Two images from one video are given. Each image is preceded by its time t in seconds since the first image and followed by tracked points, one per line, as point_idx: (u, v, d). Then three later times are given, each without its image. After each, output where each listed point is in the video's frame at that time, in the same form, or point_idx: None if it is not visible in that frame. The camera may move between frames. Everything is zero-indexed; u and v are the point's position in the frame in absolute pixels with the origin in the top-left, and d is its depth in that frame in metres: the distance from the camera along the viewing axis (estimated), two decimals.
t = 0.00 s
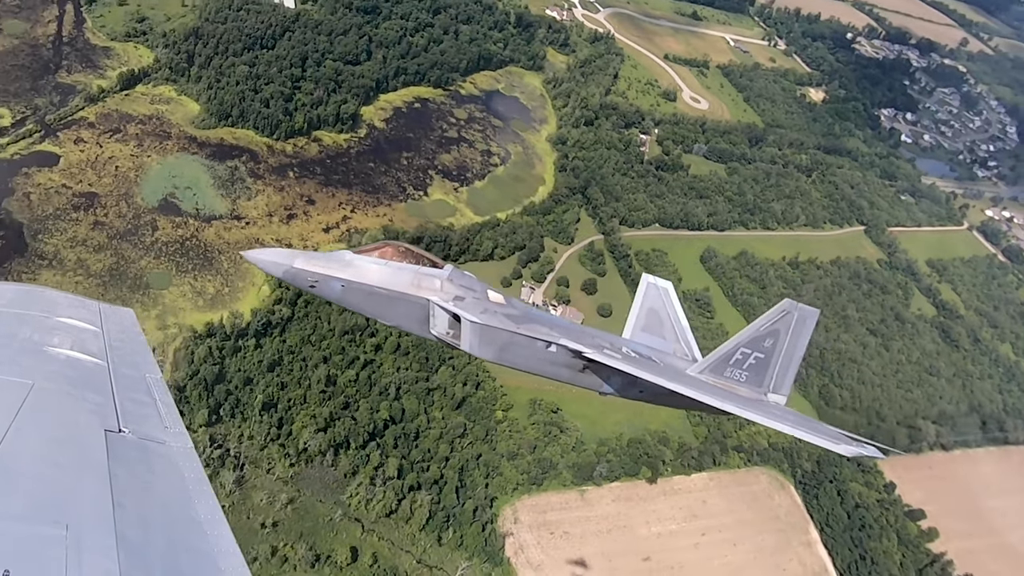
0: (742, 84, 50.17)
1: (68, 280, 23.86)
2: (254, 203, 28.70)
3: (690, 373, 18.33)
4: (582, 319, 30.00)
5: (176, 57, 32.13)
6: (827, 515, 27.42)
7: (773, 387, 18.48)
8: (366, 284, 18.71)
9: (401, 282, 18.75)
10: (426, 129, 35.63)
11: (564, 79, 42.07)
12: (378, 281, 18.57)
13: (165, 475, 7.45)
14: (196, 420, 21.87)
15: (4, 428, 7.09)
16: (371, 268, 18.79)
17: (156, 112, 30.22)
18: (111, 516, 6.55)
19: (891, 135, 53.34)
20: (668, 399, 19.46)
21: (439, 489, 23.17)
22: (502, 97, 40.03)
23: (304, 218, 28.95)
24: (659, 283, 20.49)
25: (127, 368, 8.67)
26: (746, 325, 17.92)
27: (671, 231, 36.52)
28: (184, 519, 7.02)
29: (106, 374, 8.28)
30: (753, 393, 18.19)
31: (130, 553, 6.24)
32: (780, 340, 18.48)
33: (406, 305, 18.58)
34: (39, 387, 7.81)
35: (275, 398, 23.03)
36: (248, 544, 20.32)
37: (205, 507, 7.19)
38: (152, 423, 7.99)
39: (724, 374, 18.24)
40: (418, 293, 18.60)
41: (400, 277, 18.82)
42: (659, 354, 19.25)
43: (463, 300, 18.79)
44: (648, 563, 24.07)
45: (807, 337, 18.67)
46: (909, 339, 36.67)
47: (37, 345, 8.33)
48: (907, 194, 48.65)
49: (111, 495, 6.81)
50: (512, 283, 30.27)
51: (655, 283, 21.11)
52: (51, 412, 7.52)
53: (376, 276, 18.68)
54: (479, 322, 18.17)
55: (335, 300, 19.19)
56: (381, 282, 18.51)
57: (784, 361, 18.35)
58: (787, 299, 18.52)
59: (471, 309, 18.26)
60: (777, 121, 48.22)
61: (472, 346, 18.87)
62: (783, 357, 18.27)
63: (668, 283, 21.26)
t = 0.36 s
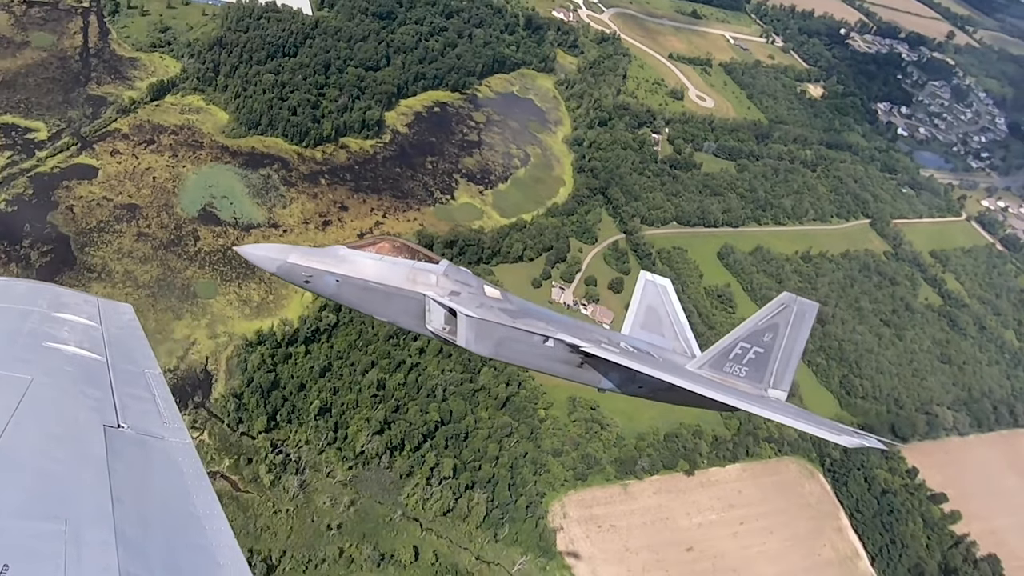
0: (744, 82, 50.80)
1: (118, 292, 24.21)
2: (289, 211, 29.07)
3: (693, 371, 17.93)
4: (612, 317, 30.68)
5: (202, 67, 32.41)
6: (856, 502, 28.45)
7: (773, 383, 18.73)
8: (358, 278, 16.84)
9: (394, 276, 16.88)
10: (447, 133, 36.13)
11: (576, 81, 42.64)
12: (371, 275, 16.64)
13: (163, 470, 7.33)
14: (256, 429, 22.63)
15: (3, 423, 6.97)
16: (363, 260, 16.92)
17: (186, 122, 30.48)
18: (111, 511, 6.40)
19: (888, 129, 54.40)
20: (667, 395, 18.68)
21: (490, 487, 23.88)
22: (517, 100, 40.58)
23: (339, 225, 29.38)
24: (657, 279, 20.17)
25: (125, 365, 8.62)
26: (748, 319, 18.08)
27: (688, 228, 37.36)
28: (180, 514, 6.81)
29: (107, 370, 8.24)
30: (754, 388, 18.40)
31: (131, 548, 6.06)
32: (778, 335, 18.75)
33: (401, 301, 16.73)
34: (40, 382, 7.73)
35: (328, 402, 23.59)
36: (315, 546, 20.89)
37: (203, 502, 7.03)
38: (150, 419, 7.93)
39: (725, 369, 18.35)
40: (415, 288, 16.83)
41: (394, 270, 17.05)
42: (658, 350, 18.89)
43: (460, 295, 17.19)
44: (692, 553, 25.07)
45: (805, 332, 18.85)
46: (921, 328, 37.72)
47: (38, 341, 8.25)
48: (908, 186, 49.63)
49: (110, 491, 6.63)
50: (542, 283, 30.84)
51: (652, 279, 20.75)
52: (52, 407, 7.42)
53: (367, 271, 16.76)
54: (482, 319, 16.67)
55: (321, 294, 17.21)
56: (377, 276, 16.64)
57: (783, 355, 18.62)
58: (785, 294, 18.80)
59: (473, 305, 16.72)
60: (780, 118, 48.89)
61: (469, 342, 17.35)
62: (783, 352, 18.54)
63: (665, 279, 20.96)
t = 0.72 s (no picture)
0: (745, 79, 51.56)
1: (167, 301, 24.60)
2: (323, 217, 29.45)
3: (685, 361, 18.63)
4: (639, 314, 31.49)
5: (227, 74, 32.67)
6: (880, 487, 29.63)
7: (771, 372, 19.57)
8: (354, 270, 17.37)
9: (391, 267, 17.52)
10: (466, 136, 36.68)
11: (587, 81, 43.26)
12: (368, 266, 17.24)
13: (163, 472, 7.01)
14: (311, 433, 23.22)
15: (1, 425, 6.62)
16: (360, 253, 17.50)
17: (216, 130, 30.75)
18: (109, 515, 6.13)
19: (884, 122, 55.48)
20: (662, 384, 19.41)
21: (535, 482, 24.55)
22: (531, 101, 41.13)
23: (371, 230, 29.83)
24: (654, 272, 20.89)
25: (125, 365, 8.17)
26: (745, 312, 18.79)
27: (703, 225, 38.24)
28: (179, 515, 6.57)
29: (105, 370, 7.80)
30: (751, 378, 19.23)
31: (128, 553, 5.82)
32: (774, 326, 19.51)
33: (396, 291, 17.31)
34: (38, 383, 7.32)
35: (376, 405, 24.15)
36: (377, 544, 21.49)
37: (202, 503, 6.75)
38: (150, 421, 7.52)
39: (722, 359, 19.12)
40: (410, 278, 17.43)
41: (389, 262, 17.68)
42: (655, 341, 19.68)
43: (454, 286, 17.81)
44: (729, 540, 25.99)
45: (801, 324, 19.61)
46: (929, 317, 38.83)
47: (34, 341, 7.79)
48: (906, 178, 50.66)
49: (109, 495, 6.36)
50: (569, 283, 31.52)
51: (650, 271, 21.44)
52: (51, 409, 7.06)
53: (365, 262, 17.37)
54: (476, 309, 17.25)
55: (318, 287, 17.65)
56: (373, 267, 17.24)
57: (779, 346, 19.44)
58: (781, 286, 19.54)
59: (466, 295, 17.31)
60: (782, 114, 49.73)
61: (464, 333, 17.90)
62: (779, 342, 19.34)
63: (663, 271, 21.63)
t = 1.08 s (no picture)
0: (746, 76, 52.28)
1: (209, 308, 24.98)
2: (352, 221, 29.83)
3: (681, 353, 18.60)
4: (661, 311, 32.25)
5: (249, 80, 32.91)
6: (899, 473, 30.66)
7: (766, 365, 19.61)
8: (350, 260, 17.91)
9: (386, 258, 18.06)
10: (483, 138, 37.18)
11: (596, 80, 43.80)
12: (362, 257, 17.81)
13: (164, 470, 7.16)
14: (358, 435, 23.75)
15: (4, 423, 6.77)
16: (356, 244, 18.02)
17: (242, 137, 31.01)
18: (112, 512, 6.24)
19: (880, 116, 56.43)
20: (657, 376, 19.48)
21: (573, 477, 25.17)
22: (543, 101, 41.67)
23: (399, 233, 30.26)
24: (652, 263, 21.01)
25: (126, 366, 8.37)
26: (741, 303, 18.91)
27: (716, 221, 39.02)
28: (178, 513, 6.67)
29: (107, 369, 8.00)
30: (746, 370, 19.25)
31: (130, 551, 5.90)
32: (770, 319, 19.62)
33: (390, 282, 17.87)
34: (40, 383, 7.48)
35: (418, 406, 24.68)
36: (428, 541, 22.02)
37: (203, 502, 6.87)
38: (151, 420, 7.71)
39: (717, 351, 19.19)
40: (405, 270, 17.89)
41: (385, 253, 18.11)
42: (651, 332, 19.75)
43: (450, 277, 18.24)
44: (760, 529, 26.77)
45: (796, 317, 19.74)
46: (935, 307, 39.83)
47: (37, 341, 7.97)
48: (904, 171, 51.68)
49: (111, 492, 6.48)
50: (592, 281, 32.05)
51: (649, 262, 21.61)
52: (54, 408, 7.21)
53: (361, 254, 17.94)
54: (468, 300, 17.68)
55: (315, 276, 18.29)
56: (367, 259, 17.76)
57: (775, 338, 19.51)
58: (777, 279, 19.73)
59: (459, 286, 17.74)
60: (783, 109, 50.55)
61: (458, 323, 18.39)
62: (775, 335, 19.42)
63: (662, 263, 21.76)
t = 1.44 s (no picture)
0: (746, 72, 53.24)
1: (254, 313, 25.41)
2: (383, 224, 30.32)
3: (676, 344, 18.29)
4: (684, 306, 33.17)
5: (273, 86, 33.23)
6: (916, 457, 31.88)
7: (759, 355, 19.12)
8: (346, 248, 18.09)
9: (381, 246, 18.19)
10: (501, 138, 37.74)
11: (605, 79, 44.50)
12: (358, 245, 17.99)
13: (166, 470, 6.70)
14: (408, 434, 24.37)
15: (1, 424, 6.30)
16: (352, 232, 18.20)
17: (270, 142, 31.32)
18: (113, 513, 5.80)
19: (874, 108, 57.65)
20: (650, 365, 19.34)
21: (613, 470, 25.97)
22: (555, 101, 42.30)
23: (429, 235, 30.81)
24: (648, 251, 20.59)
25: (127, 365, 7.89)
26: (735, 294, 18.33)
27: (728, 217, 39.96)
28: (178, 514, 6.23)
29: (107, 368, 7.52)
30: (739, 360, 18.76)
31: (132, 552, 5.49)
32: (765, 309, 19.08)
33: (385, 271, 18.02)
34: (39, 382, 7.01)
35: (464, 405, 25.26)
36: (481, 534, 22.72)
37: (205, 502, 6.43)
38: (152, 419, 7.23)
39: (710, 341, 18.68)
40: (399, 258, 18.09)
41: (381, 241, 18.32)
42: (645, 321, 19.41)
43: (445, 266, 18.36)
44: (790, 514, 27.80)
45: (792, 308, 19.19)
46: (939, 295, 41.07)
47: (35, 339, 7.50)
48: (901, 163, 52.93)
49: (112, 492, 6.06)
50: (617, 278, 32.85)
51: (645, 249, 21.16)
52: (54, 408, 6.74)
53: (355, 242, 18.10)
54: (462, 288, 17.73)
55: (314, 263, 18.39)
56: (362, 246, 17.97)
57: (770, 329, 18.98)
58: (773, 270, 19.10)
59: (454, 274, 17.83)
60: (783, 104, 51.58)
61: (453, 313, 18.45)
62: (770, 325, 18.89)
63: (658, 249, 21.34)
